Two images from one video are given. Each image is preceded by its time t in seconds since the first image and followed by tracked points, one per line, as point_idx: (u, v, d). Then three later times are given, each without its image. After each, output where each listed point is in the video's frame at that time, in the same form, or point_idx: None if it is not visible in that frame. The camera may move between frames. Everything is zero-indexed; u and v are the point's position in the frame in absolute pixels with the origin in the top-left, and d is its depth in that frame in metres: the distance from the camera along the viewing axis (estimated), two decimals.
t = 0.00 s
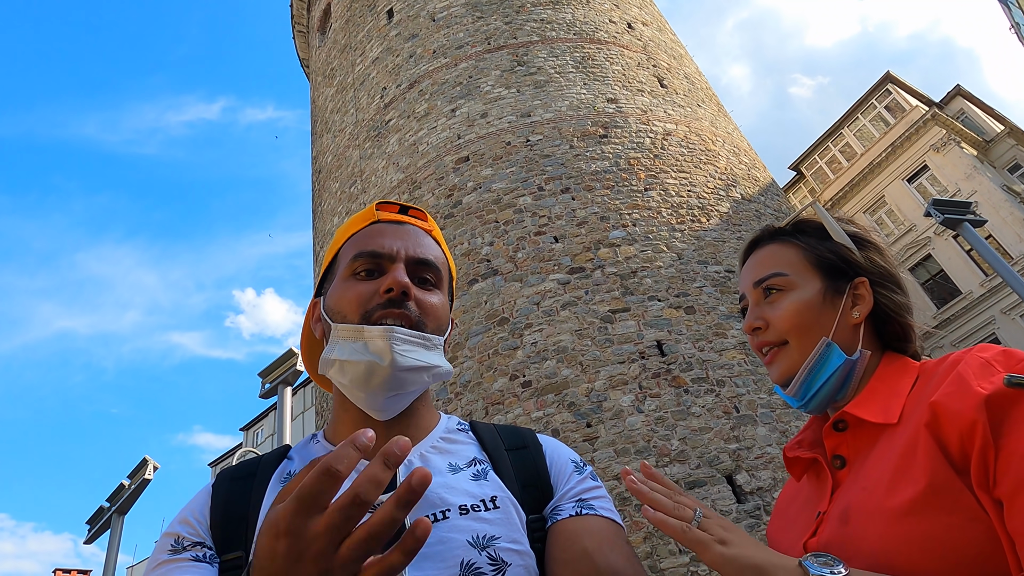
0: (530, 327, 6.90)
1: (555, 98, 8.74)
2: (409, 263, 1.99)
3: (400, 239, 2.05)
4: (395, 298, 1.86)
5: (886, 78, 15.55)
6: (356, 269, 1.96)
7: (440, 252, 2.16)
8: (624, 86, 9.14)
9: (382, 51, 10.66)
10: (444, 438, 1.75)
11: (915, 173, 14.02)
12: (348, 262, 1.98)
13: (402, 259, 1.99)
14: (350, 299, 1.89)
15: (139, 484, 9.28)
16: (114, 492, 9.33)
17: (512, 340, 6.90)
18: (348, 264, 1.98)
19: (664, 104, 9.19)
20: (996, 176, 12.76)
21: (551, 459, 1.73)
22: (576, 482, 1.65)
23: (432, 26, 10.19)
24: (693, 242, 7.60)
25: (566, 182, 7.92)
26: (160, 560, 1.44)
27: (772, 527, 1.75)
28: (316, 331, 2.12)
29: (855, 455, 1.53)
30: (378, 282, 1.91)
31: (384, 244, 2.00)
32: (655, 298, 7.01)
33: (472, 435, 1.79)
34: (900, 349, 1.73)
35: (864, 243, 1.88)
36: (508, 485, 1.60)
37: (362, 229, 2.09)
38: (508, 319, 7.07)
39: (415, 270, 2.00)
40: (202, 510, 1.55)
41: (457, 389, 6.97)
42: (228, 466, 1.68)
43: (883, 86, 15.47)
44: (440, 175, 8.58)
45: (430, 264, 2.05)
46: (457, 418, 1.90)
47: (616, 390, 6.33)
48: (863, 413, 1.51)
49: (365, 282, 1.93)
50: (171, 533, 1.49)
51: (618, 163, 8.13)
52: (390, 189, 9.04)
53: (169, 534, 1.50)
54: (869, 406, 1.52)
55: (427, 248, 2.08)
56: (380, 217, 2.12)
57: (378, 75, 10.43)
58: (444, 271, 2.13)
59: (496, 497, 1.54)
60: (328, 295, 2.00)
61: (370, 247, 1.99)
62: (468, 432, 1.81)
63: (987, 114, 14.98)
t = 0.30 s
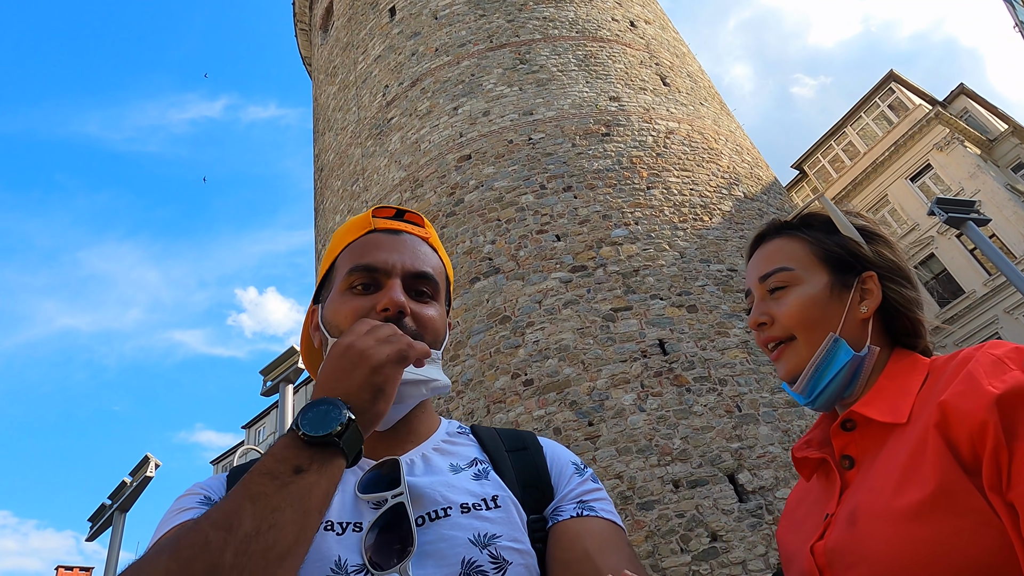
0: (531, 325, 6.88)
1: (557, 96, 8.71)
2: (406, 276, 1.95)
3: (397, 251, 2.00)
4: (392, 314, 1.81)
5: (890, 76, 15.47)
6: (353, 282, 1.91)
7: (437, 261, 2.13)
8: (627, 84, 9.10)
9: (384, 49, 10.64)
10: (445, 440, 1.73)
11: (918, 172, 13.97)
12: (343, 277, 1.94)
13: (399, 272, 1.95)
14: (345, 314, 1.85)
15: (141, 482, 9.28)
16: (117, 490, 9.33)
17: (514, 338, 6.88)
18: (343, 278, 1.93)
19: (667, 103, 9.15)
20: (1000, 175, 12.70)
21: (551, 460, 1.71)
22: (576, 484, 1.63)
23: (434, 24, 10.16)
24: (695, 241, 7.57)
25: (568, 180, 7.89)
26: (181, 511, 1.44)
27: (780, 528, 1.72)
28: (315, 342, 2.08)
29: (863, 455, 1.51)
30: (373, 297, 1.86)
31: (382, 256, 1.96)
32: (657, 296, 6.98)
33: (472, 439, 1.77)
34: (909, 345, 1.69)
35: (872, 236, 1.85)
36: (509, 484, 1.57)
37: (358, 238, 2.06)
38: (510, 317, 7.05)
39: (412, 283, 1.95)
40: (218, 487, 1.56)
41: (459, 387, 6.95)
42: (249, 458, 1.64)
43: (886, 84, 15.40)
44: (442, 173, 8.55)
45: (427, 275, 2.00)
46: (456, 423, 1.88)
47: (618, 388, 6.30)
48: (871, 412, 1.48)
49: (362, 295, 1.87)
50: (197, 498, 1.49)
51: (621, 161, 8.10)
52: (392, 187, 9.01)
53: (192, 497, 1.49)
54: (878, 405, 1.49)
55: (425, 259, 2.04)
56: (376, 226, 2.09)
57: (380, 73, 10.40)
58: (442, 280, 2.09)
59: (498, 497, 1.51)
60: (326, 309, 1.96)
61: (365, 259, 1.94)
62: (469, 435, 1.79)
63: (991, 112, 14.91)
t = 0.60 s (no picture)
0: (532, 324, 6.83)
1: (558, 94, 8.65)
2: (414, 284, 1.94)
3: (405, 259, 1.99)
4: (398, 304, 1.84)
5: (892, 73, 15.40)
6: (361, 283, 1.92)
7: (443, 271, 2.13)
8: (628, 82, 9.04)
9: (384, 47, 10.58)
10: (447, 460, 1.74)
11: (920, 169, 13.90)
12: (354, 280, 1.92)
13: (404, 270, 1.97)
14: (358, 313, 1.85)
15: (142, 481, 9.23)
16: (117, 489, 9.29)
17: (515, 337, 6.84)
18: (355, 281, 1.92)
19: (668, 100, 9.10)
20: (1002, 172, 12.64)
21: (555, 487, 1.72)
22: (579, 511, 1.64)
23: (434, 22, 10.11)
24: (696, 238, 7.51)
25: (569, 178, 7.84)
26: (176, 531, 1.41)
27: (783, 541, 1.68)
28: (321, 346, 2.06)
29: (867, 468, 1.46)
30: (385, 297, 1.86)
31: (388, 257, 1.98)
32: (659, 294, 6.93)
33: (474, 458, 1.77)
34: (917, 351, 1.64)
35: (876, 239, 1.80)
36: (512, 508, 1.57)
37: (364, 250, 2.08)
38: (511, 316, 7.00)
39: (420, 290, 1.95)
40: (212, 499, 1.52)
41: (460, 386, 6.90)
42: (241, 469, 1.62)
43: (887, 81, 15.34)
44: (443, 172, 8.51)
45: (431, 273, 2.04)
46: (458, 442, 1.88)
47: (619, 387, 6.25)
48: (877, 423, 1.43)
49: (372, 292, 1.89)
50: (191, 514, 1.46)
51: (622, 159, 8.04)
52: (393, 185, 8.96)
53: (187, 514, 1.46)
54: (883, 417, 1.44)
55: (433, 266, 2.04)
56: (387, 241, 2.03)
57: (380, 72, 10.35)
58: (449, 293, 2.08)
59: (502, 520, 1.51)
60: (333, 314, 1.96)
61: (376, 264, 1.95)
62: (471, 454, 1.80)
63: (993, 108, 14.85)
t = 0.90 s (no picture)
0: (533, 322, 6.81)
1: (558, 91, 8.63)
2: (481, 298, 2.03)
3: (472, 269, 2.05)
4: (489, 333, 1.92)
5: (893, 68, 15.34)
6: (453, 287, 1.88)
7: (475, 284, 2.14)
8: (628, 79, 9.01)
9: (383, 46, 10.56)
10: (450, 459, 1.71)
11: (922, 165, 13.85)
12: (445, 278, 1.89)
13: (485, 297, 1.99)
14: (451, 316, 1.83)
15: (143, 481, 9.22)
16: (119, 490, 9.28)
17: (516, 335, 6.82)
18: (446, 279, 1.89)
19: (668, 97, 9.07)
20: (1004, 167, 12.59)
21: (552, 491, 1.70)
22: (575, 516, 1.63)
23: (433, 21, 10.08)
24: (697, 235, 7.49)
25: (569, 176, 7.82)
26: (185, 511, 1.37)
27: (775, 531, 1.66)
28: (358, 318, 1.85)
29: (858, 456, 1.44)
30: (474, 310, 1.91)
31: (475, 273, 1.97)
32: (660, 292, 6.90)
33: (476, 459, 1.74)
34: (909, 337, 1.62)
35: (865, 224, 1.77)
36: (511, 510, 1.56)
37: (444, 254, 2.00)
38: (511, 314, 6.98)
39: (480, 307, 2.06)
40: (221, 484, 1.47)
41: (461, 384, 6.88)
42: (246, 453, 1.59)
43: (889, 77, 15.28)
44: (443, 170, 8.49)
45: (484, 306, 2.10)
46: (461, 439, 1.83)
47: (621, 384, 6.23)
48: (867, 411, 1.41)
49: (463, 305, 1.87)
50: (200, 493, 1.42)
51: (622, 156, 8.02)
52: (393, 184, 8.94)
53: (196, 493, 1.42)
54: (873, 404, 1.42)
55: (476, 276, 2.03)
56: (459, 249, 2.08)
57: (379, 71, 10.33)
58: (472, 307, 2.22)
59: (501, 522, 1.50)
60: (407, 298, 1.85)
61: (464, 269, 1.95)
62: (473, 454, 1.76)
63: (994, 103, 14.79)
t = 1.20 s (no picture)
0: (534, 322, 6.81)
1: (558, 92, 8.61)
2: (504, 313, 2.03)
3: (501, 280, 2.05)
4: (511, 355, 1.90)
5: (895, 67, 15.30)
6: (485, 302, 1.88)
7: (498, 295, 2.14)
8: (628, 79, 8.99)
9: (384, 48, 10.56)
10: (451, 465, 1.72)
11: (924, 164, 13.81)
12: (478, 291, 1.88)
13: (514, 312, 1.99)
14: (478, 334, 1.83)
15: (147, 483, 9.21)
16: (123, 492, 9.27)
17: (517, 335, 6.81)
18: (478, 293, 1.88)
19: (669, 97, 9.05)
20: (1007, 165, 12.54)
21: (549, 505, 1.70)
22: (569, 533, 1.63)
23: (434, 22, 10.07)
24: (698, 235, 7.47)
25: (570, 176, 7.80)
26: (176, 486, 1.37)
27: (760, 526, 1.64)
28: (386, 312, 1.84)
29: (840, 450, 1.42)
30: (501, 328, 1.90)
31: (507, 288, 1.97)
32: (661, 292, 6.89)
33: (477, 467, 1.75)
34: (892, 327, 1.60)
35: (847, 214, 1.76)
36: (506, 520, 1.55)
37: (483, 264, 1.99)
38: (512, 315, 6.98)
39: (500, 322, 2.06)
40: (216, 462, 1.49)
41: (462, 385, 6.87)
42: (247, 437, 1.59)
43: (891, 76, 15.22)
44: (443, 171, 8.49)
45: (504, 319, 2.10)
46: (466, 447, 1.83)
47: (622, 385, 6.22)
48: (848, 404, 1.40)
49: (490, 322, 1.87)
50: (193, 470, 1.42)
51: (623, 156, 8.00)
52: (393, 186, 8.94)
53: (189, 470, 1.42)
54: (855, 398, 1.40)
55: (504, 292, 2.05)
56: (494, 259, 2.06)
57: (380, 73, 10.33)
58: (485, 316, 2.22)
59: (496, 532, 1.49)
60: (439, 304, 1.85)
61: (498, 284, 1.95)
62: (475, 463, 1.77)
63: (997, 102, 14.74)
